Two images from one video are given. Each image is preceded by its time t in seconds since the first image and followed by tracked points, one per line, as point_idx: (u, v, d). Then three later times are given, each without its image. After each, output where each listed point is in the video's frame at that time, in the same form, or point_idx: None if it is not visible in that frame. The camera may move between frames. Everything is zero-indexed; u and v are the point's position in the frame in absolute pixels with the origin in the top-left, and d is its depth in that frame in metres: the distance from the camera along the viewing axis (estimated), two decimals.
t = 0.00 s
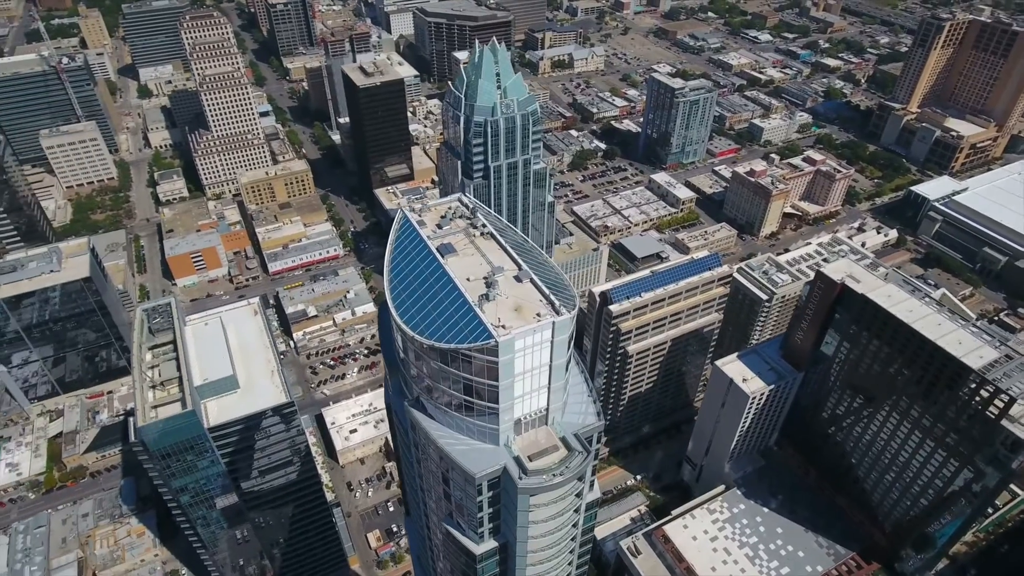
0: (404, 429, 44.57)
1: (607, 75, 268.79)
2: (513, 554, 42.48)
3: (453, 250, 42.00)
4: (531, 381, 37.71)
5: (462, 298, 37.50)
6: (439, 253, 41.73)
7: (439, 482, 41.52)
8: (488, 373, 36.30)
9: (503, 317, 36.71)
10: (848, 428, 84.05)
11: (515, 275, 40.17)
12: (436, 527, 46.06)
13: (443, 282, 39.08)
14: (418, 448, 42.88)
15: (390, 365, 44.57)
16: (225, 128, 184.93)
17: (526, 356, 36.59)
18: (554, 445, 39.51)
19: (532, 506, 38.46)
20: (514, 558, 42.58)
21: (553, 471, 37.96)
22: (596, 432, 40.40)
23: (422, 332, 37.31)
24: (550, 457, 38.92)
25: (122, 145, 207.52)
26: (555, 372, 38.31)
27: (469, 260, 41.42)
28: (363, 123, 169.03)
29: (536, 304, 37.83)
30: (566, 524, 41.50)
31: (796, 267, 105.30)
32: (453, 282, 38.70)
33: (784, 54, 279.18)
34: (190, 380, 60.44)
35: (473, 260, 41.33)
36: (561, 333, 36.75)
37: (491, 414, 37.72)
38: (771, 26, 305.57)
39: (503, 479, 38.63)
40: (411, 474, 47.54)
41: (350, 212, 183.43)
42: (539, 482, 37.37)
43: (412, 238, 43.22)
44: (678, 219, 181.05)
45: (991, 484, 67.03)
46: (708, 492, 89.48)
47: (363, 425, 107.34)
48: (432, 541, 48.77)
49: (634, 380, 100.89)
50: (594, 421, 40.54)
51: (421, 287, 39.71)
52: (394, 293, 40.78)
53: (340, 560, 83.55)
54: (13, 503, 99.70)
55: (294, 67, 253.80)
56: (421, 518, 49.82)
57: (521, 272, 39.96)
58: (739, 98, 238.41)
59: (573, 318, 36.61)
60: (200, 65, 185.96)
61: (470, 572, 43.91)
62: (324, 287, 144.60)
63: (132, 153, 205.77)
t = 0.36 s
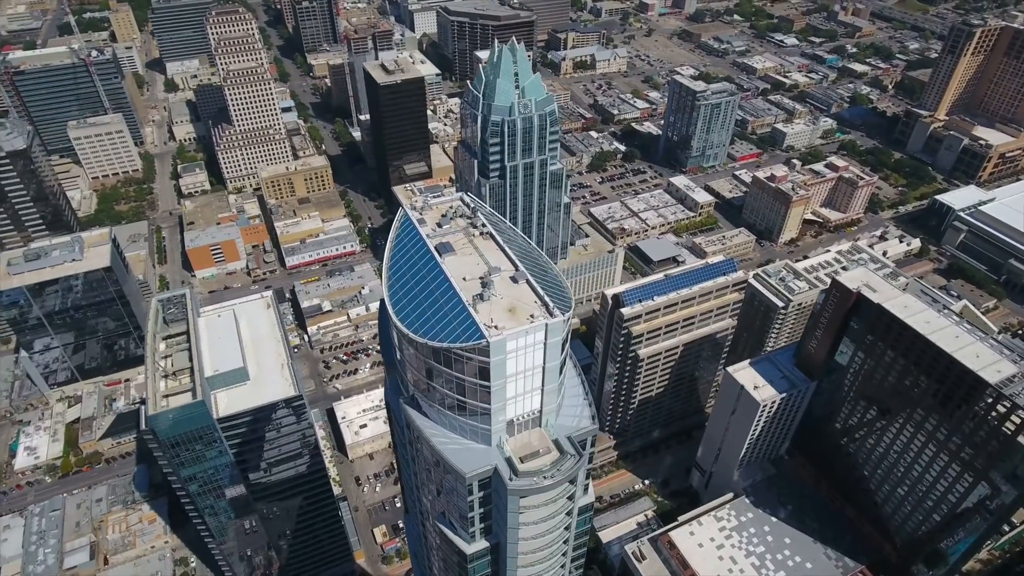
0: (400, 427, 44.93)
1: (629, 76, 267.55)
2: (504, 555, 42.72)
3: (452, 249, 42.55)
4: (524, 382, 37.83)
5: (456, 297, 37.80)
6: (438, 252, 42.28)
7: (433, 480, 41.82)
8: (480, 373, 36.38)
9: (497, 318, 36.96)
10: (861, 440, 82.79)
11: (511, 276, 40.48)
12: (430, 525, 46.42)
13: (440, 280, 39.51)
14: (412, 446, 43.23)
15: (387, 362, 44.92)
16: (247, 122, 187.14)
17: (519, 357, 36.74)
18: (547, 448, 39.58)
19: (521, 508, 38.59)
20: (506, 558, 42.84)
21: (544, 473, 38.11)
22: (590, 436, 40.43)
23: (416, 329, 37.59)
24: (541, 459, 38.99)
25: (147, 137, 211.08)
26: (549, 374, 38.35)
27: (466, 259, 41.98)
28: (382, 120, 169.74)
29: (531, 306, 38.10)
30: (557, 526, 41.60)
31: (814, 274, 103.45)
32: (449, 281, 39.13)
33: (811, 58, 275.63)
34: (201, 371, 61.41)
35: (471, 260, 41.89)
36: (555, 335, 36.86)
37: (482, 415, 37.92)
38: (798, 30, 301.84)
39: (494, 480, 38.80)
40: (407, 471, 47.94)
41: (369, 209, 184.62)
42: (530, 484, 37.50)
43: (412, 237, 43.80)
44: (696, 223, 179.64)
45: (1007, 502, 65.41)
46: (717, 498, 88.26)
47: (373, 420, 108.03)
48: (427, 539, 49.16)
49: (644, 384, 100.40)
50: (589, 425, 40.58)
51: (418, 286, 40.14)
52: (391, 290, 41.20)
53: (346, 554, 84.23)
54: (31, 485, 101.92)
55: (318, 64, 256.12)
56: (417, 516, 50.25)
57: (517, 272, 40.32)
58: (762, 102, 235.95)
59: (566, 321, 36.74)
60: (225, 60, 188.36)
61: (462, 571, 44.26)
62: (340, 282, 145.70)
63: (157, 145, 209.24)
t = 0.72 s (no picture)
0: (395, 425, 45.38)
1: (651, 78, 265.93)
2: (495, 556, 42.88)
3: (449, 249, 43.36)
4: (515, 384, 38.19)
5: (450, 297, 38.48)
6: (435, 251, 43.06)
7: (425, 479, 42.17)
8: (471, 373, 36.77)
9: (489, 319, 37.45)
10: (874, 452, 81.47)
11: (506, 277, 41.19)
12: (424, 524, 46.73)
13: (435, 280, 40.25)
14: (407, 444, 43.65)
15: (385, 360, 45.39)
16: (269, 118, 189.26)
17: (509, 358, 37.09)
18: (537, 450, 39.75)
19: (509, 509, 38.77)
20: (496, 560, 42.97)
21: (533, 475, 38.22)
22: (582, 439, 40.50)
23: (408, 328, 38.33)
24: (530, 461, 39.14)
25: (172, 130, 214.37)
26: (540, 377, 38.61)
27: (462, 259, 42.86)
28: (402, 118, 170.64)
29: (523, 307, 38.61)
30: (546, 529, 41.65)
31: (832, 282, 101.58)
32: (444, 281, 39.86)
33: (837, 63, 271.80)
34: (212, 362, 62.43)
35: (467, 260, 42.64)
36: (546, 337, 37.16)
37: (473, 414, 38.29)
38: (825, 35, 297.94)
39: (483, 480, 39.04)
40: (403, 469, 48.31)
41: (386, 206, 185.64)
42: (518, 485, 37.68)
43: (411, 236, 44.70)
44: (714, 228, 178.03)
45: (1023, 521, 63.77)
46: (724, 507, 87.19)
47: (384, 416, 108.63)
48: (422, 538, 49.47)
49: (654, 388, 99.87)
50: (581, 428, 40.65)
51: (413, 285, 40.93)
52: (387, 289, 42.06)
53: (352, 548, 84.86)
54: (48, 469, 104.23)
55: (341, 61, 258.10)
56: (413, 514, 50.59)
57: (512, 274, 40.91)
58: (786, 107, 233.19)
59: (557, 324, 37.07)
60: (249, 56, 190.67)
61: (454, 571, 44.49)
62: (355, 277, 146.72)
63: (181, 138, 212.39)
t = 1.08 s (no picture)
0: (392, 423, 45.71)
1: (671, 81, 264.51)
2: (486, 556, 43.09)
3: (445, 248, 43.72)
4: (507, 385, 38.34)
5: (444, 296, 38.77)
6: (433, 250, 43.36)
7: (419, 478, 42.54)
8: (463, 373, 36.96)
9: (482, 319, 37.72)
10: (883, 463, 80.25)
11: (501, 278, 41.38)
12: (417, 522, 47.01)
13: (431, 279, 40.54)
14: (402, 442, 43.97)
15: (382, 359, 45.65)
16: (288, 114, 190.97)
17: (501, 359, 37.21)
18: (529, 452, 39.84)
19: (499, 510, 38.95)
20: (487, 560, 43.23)
21: (524, 477, 38.27)
22: (575, 443, 40.58)
23: (401, 326, 38.55)
24: (522, 462, 39.25)
25: (193, 125, 217.12)
26: (533, 379, 38.72)
27: (459, 259, 43.15)
28: (419, 116, 171.48)
29: (517, 308, 38.78)
30: (537, 531, 41.87)
31: (847, 290, 99.45)
32: (439, 280, 40.11)
33: (860, 68, 268.41)
34: (221, 355, 63.21)
35: (463, 260, 42.98)
36: (538, 339, 37.29)
37: (465, 415, 38.51)
38: (849, 39, 294.37)
39: (474, 481, 39.24)
40: (400, 467, 48.64)
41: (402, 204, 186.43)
42: (508, 486, 37.82)
43: (409, 234, 45.15)
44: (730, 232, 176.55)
45: None
46: (731, 514, 86.34)
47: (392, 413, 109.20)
48: (416, 535, 49.81)
49: (663, 392, 99.21)
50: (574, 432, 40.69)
51: (409, 283, 41.30)
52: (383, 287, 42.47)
53: (356, 543, 85.37)
54: (62, 456, 106.05)
55: (361, 58, 259.61)
56: (408, 512, 50.86)
57: (508, 275, 41.14)
58: (806, 111, 230.75)
59: (550, 326, 37.19)
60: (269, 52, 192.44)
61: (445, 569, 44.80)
62: (369, 274, 147.72)
63: (202, 133, 215.10)
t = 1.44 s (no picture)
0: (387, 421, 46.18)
1: (691, 83, 262.76)
2: (476, 556, 43.50)
3: (442, 247, 43.88)
4: (498, 386, 38.52)
5: (437, 295, 38.88)
6: (429, 249, 43.52)
7: (411, 478, 42.94)
8: (454, 373, 37.11)
9: (474, 319, 37.84)
10: (894, 475, 79.19)
11: (495, 278, 41.31)
12: (410, 520, 47.60)
13: (425, 278, 40.68)
14: (395, 441, 44.48)
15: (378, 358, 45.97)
16: (308, 110, 192.57)
17: (491, 360, 37.32)
18: (520, 454, 40.04)
19: (487, 511, 39.28)
20: (477, 560, 43.64)
21: (514, 479, 38.47)
22: (567, 445, 40.78)
23: (395, 325, 38.76)
24: (512, 465, 39.44)
25: (215, 119, 219.76)
26: (525, 381, 38.84)
27: (455, 259, 43.28)
28: (437, 114, 171.96)
29: (510, 310, 38.86)
30: (527, 532, 42.20)
31: (863, 299, 98.27)
32: (433, 279, 40.26)
33: (886, 74, 264.45)
34: (230, 348, 63.97)
35: (460, 260, 43.09)
36: (530, 341, 37.39)
37: (455, 415, 38.78)
38: (875, 44, 290.25)
39: (463, 481, 39.56)
40: (395, 465, 49.21)
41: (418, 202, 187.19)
42: (497, 488, 38.06)
43: (407, 233, 45.37)
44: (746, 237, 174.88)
45: None
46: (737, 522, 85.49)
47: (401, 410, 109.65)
48: (410, 533, 50.39)
49: (672, 397, 98.64)
50: (567, 435, 40.84)
51: (404, 281, 41.46)
52: (380, 285, 42.71)
53: (361, 538, 85.95)
54: (77, 443, 107.98)
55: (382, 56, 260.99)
56: (404, 510, 51.49)
57: (503, 275, 41.18)
58: (828, 117, 227.98)
59: (541, 327, 37.24)
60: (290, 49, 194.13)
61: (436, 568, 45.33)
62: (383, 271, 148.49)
63: (223, 128, 217.67)
